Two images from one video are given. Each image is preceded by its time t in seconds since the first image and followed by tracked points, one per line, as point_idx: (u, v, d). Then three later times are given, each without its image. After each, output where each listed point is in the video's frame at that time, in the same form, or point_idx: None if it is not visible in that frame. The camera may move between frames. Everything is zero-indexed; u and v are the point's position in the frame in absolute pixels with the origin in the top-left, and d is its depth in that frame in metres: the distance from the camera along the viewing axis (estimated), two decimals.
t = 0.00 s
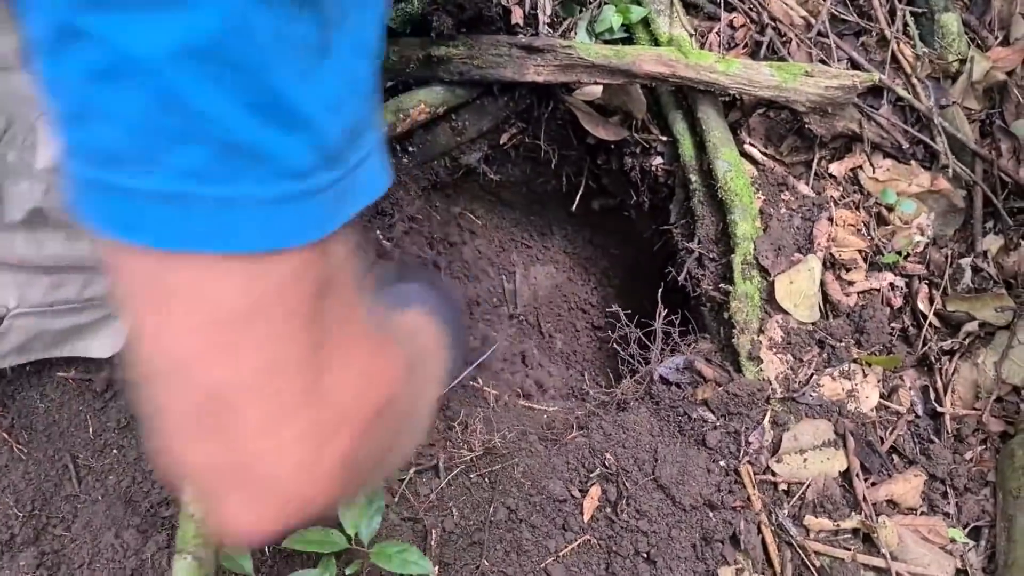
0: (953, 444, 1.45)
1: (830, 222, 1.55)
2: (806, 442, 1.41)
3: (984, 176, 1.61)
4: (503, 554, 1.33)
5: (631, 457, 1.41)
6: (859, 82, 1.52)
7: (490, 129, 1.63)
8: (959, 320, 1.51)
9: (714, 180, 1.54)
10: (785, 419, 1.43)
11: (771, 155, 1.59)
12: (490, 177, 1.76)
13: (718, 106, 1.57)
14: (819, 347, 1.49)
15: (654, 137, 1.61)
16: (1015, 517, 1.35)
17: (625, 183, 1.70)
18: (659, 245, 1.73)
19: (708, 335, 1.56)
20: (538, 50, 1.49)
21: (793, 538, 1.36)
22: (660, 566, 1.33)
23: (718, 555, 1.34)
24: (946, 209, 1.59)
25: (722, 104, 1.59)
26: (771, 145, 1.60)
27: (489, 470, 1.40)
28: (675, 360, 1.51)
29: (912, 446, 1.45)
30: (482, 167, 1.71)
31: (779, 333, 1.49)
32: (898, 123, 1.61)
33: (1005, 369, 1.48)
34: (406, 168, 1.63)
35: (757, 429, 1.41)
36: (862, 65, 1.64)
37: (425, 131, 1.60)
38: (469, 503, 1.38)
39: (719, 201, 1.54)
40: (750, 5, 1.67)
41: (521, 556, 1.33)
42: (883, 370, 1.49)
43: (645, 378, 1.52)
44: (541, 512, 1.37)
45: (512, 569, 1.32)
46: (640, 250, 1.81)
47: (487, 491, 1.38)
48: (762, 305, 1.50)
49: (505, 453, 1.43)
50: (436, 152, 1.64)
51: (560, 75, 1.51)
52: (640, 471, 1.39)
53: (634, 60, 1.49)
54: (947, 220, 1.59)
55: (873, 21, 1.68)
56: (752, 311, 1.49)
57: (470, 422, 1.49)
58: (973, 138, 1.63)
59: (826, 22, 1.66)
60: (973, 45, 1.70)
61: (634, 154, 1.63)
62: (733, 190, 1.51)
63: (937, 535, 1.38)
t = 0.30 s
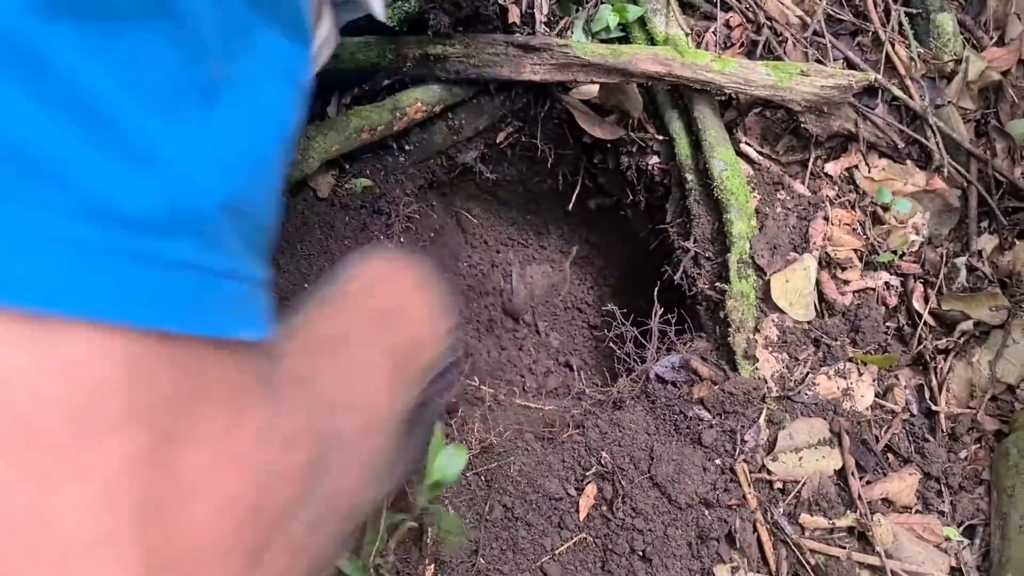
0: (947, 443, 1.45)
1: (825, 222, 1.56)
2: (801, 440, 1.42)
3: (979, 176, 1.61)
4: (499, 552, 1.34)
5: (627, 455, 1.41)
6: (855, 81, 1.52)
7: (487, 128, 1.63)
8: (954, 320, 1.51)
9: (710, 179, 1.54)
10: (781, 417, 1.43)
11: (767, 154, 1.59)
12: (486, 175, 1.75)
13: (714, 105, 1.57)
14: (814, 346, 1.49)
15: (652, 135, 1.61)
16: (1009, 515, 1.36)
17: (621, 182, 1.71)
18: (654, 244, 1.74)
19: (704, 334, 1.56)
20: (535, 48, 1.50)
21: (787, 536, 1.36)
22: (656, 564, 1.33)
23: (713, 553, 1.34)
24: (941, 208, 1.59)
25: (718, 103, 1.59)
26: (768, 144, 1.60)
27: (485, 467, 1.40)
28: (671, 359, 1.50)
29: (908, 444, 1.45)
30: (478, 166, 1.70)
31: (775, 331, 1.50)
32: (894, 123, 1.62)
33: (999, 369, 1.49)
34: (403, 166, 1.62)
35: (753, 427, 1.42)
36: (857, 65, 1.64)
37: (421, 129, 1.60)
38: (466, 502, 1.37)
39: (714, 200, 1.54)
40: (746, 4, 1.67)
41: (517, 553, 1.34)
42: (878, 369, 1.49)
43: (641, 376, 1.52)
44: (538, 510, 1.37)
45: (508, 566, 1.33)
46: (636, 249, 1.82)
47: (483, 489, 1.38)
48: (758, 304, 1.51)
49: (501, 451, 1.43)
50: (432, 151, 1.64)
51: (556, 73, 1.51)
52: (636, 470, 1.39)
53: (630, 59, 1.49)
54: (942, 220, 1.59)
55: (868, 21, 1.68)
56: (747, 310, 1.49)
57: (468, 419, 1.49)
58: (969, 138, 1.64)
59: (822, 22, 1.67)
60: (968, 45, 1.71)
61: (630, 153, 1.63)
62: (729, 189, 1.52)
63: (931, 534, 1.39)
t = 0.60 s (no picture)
0: (943, 441, 1.45)
1: (821, 220, 1.56)
2: (797, 438, 1.42)
3: (975, 175, 1.62)
4: (495, 549, 1.33)
5: (623, 452, 1.41)
6: (851, 79, 1.51)
7: (484, 125, 1.64)
8: (950, 317, 1.51)
9: (706, 177, 1.55)
10: (777, 415, 1.43)
11: (763, 152, 1.60)
12: (483, 174, 1.77)
13: (710, 103, 1.58)
14: (810, 344, 1.50)
15: (649, 134, 1.62)
16: (1005, 512, 1.35)
17: (619, 181, 1.71)
18: (652, 244, 1.73)
19: (700, 332, 1.56)
20: (532, 46, 1.50)
21: (783, 534, 1.36)
22: (652, 561, 1.33)
23: (709, 551, 1.34)
24: (938, 207, 1.59)
25: (715, 101, 1.59)
26: (764, 142, 1.61)
27: (482, 464, 1.41)
28: (668, 356, 1.51)
29: (903, 442, 1.45)
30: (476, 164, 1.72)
31: (771, 329, 1.50)
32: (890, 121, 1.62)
33: (995, 366, 1.48)
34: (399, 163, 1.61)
35: (749, 424, 1.42)
36: (854, 63, 1.64)
37: (418, 127, 1.61)
38: (462, 498, 1.38)
39: (711, 198, 1.55)
40: (743, 3, 1.68)
41: (513, 551, 1.33)
42: (874, 367, 1.49)
43: (637, 374, 1.52)
44: (534, 507, 1.37)
45: (503, 564, 1.32)
46: (633, 252, 1.81)
47: (479, 486, 1.39)
48: (754, 302, 1.51)
49: (497, 448, 1.43)
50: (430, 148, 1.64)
51: (553, 71, 1.51)
52: (632, 467, 1.39)
53: (627, 57, 1.49)
54: (939, 218, 1.59)
55: (865, 21, 1.69)
56: (744, 308, 1.50)
57: (465, 416, 1.49)
58: (964, 136, 1.64)
59: (819, 21, 1.67)
60: (964, 44, 1.71)
61: (628, 151, 1.64)
62: (726, 187, 1.52)
63: (927, 531, 1.39)
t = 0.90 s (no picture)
0: (932, 442, 1.44)
1: (810, 219, 1.55)
2: (785, 439, 1.41)
3: (963, 176, 1.62)
4: (480, 551, 1.31)
5: (610, 453, 1.40)
6: (840, 84, 1.51)
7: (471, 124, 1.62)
8: (938, 318, 1.51)
9: (695, 176, 1.53)
10: (765, 416, 1.42)
11: (753, 151, 1.58)
12: (470, 172, 1.77)
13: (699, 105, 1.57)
14: (799, 344, 1.49)
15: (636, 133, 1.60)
16: (994, 514, 1.35)
17: (604, 181, 1.71)
18: (640, 244, 1.72)
19: (688, 332, 1.55)
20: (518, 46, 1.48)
21: (771, 535, 1.35)
22: (639, 563, 1.31)
23: (696, 553, 1.33)
24: (927, 207, 1.59)
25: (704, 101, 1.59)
26: (753, 141, 1.59)
27: (467, 465, 1.39)
28: (656, 357, 1.50)
29: (892, 443, 1.44)
30: (463, 163, 1.74)
31: (759, 330, 1.49)
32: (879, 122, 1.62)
33: (984, 367, 1.47)
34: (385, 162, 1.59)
35: (737, 425, 1.41)
36: (844, 63, 1.64)
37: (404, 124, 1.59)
38: (446, 499, 1.36)
39: (699, 197, 1.53)
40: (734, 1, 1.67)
41: (498, 553, 1.32)
42: (863, 367, 1.48)
43: (624, 374, 1.51)
44: (519, 509, 1.36)
45: (488, 566, 1.31)
46: (620, 251, 1.80)
47: (464, 487, 1.37)
48: (742, 302, 1.50)
49: (481, 449, 1.42)
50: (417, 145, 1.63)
51: (540, 71, 1.50)
52: (619, 468, 1.38)
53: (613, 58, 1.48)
54: (927, 218, 1.59)
55: (854, 20, 1.68)
56: (732, 308, 1.49)
57: (451, 416, 1.47)
58: (953, 136, 1.64)
59: (809, 20, 1.66)
60: (953, 44, 1.71)
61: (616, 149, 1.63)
62: (715, 186, 1.52)
63: (916, 533, 1.38)
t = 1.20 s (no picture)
0: (928, 441, 1.45)
1: (806, 219, 1.55)
2: (781, 438, 1.41)
3: (959, 175, 1.62)
4: (475, 550, 1.31)
5: (606, 453, 1.40)
6: (836, 84, 1.50)
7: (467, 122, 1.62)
8: (934, 317, 1.51)
9: (691, 175, 1.53)
10: (760, 415, 1.42)
11: (748, 150, 1.59)
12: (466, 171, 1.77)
13: (695, 103, 1.56)
14: (795, 343, 1.49)
15: (633, 132, 1.60)
16: (988, 513, 1.35)
17: (603, 179, 1.71)
18: (637, 242, 1.72)
19: (684, 331, 1.55)
20: (515, 45, 1.48)
21: (767, 534, 1.34)
22: (634, 563, 1.31)
23: (692, 552, 1.33)
24: (923, 207, 1.59)
25: (699, 100, 1.59)
26: (749, 140, 1.60)
27: (463, 464, 1.39)
28: (652, 355, 1.51)
29: (887, 442, 1.44)
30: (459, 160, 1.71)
31: (755, 329, 1.49)
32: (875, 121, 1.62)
33: (980, 366, 1.47)
34: (382, 162, 1.59)
35: (733, 424, 1.41)
36: (840, 62, 1.64)
37: (400, 123, 1.59)
38: (442, 499, 1.36)
39: (696, 196, 1.53)
40: None
41: (493, 553, 1.32)
42: (858, 367, 1.48)
43: (620, 373, 1.51)
44: (515, 508, 1.36)
45: (483, 565, 1.31)
46: (619, 249, 1.80)
47: (459, 487, 1.37)
48: (738, 301, 1.50)
49: (476, 448, 1.42)
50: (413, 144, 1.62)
51: (535, 70, 1.50)
52: (615, 467, 1.38)
53: (611, 56, 1.48)
54: (923, 218, 1.59)
55: (850, 19, 1.68)
56: (728, 306, 1.48)
57: (447, 415, 1.47)
58: (949, 136, 1.64)
59: (805, 19, 1.66)
60: (950, 43, 1.71)
61: (612, 149, 1.63)
62: (711, 185, 1.51)
63: (911, 532, 1.38)
